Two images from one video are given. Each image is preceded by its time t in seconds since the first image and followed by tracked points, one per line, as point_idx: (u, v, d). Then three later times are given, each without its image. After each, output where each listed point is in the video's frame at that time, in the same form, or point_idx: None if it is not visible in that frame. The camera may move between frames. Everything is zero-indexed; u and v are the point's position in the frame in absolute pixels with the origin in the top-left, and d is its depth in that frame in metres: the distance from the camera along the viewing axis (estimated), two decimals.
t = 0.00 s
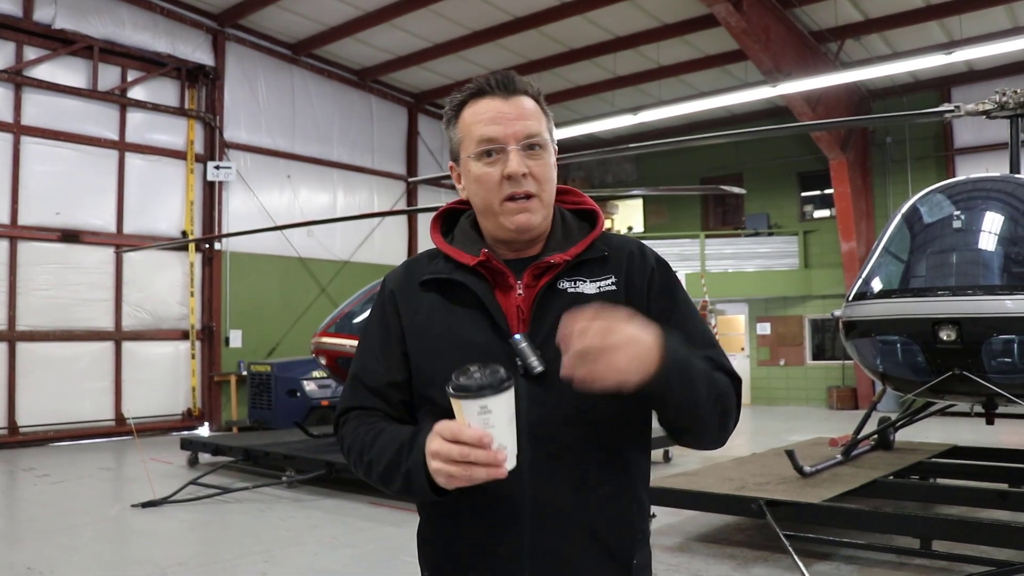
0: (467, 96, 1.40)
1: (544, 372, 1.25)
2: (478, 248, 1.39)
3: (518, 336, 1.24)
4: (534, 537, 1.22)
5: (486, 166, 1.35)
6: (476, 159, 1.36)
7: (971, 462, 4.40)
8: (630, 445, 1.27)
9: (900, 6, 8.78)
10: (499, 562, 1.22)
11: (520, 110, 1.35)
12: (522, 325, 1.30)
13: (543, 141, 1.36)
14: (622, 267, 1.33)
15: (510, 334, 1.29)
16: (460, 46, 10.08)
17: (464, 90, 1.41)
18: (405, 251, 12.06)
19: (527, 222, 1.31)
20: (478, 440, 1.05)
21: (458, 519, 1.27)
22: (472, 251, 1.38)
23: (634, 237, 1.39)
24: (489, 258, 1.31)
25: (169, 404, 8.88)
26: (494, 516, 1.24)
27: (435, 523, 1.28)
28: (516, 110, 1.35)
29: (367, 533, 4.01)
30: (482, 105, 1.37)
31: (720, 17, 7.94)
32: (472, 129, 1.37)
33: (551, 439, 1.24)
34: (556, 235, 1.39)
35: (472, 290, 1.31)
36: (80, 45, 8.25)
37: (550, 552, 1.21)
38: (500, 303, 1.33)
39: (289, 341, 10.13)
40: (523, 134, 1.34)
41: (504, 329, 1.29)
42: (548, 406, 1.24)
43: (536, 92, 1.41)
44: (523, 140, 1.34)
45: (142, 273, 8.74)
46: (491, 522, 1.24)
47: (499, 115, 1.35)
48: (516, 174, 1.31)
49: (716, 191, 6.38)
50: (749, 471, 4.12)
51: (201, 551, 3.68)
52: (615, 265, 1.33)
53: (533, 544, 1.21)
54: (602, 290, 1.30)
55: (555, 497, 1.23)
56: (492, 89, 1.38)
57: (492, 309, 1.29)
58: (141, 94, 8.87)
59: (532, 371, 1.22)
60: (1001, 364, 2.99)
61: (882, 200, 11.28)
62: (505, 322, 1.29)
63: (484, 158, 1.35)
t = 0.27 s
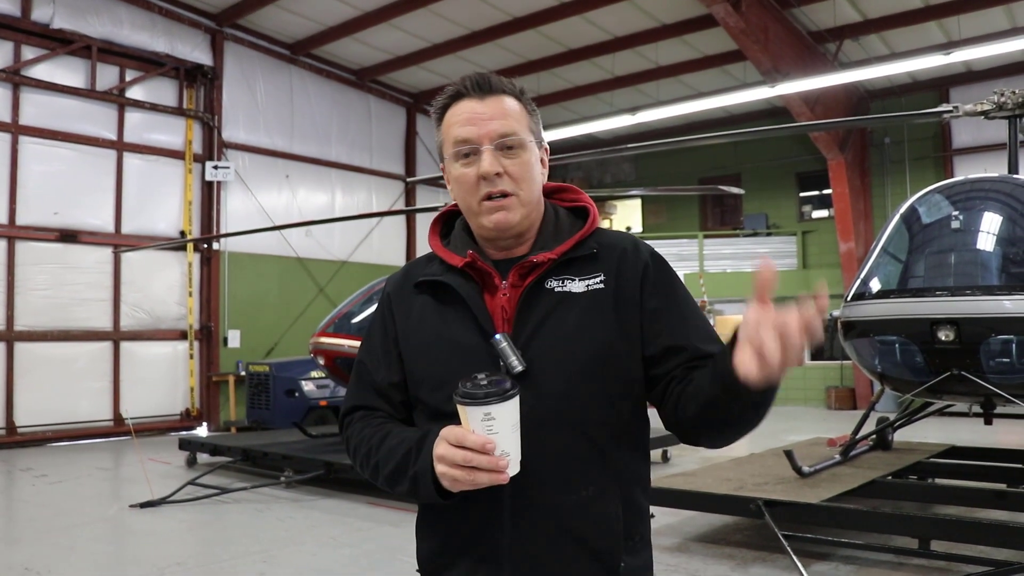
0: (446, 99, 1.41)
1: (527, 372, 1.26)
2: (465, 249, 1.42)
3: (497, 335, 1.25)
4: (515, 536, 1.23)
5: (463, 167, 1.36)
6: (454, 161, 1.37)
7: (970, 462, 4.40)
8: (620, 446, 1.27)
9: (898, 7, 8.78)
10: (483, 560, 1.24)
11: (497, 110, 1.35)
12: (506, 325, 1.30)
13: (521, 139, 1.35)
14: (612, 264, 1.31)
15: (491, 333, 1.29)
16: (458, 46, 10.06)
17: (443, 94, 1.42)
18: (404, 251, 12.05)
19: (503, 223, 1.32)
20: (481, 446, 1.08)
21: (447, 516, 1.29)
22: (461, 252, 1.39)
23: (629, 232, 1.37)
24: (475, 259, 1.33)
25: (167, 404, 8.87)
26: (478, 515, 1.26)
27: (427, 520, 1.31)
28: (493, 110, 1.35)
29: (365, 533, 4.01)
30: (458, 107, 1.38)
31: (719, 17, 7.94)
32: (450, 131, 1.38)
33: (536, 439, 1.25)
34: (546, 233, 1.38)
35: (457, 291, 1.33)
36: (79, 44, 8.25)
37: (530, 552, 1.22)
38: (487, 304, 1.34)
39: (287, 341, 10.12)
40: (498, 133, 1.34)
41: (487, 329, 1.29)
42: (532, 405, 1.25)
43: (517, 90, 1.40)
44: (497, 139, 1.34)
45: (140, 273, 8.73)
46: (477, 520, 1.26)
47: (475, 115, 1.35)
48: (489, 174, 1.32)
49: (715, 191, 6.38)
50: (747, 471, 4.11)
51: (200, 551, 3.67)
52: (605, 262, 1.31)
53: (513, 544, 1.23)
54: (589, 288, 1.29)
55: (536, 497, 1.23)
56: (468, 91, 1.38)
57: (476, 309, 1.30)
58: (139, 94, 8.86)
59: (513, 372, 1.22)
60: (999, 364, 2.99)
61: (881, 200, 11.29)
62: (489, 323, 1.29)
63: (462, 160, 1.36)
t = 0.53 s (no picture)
0: (448, 94, 1.41)
1: (530, 372, 1.25)
2: (465, 246, 1.41)
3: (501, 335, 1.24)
4: (520, 537, 1.22)
5: (457, 162, 1.36)
6: (451, 155, 1.38)
7: (969, 461, 4.40)
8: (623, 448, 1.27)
9: (897, 6, 8.78)
10: (486, 560, 1.24)
11: (493, 106, 1.34)
12: (509, 325, 1.30)
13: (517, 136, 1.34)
14: (616, 265, 1.31)
15: (494, 333, 1.28)
16: (457, 45, 10.05)
17: (446, 88, 1.41)
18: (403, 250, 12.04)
19: (492, 217, 1.32)
20: (472, 450, 1.08)
21: (448, 517, 1.28)
22: (462, 250, 1.39)
23: (631, 232, 1.37)
24: (476, 258, 1.32)
25: (166, 403, 8.86)
26: (481, 516, 1.25)
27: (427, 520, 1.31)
28: (489, 106, 1.34)
29: (365, 532, 4.01)
30: (458, 103, 1.37)
31: (718, 15, 7.93)
32: (448, 127, 1.38)
33: (541, 439, 1.24)
34: (547, 232, 1.38)
35: (459, 290, 1.32)
36: (77, 43, 8.24)
37: (534, 554, 1.22)
38: (489, 304, 1.33)
39: (286, 340, 10.12)
40: (492, 130, 1.33)
41: (490, 329, 1.28)
42: (535, 405, 1.24)
43: (518, 87, 1.39)
44: (491, 135, 1.33)
45: (139, 272, 8.73)
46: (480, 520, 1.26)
47: (470, 112, 1.35)
48: (479, 170, 1.32)
49: (714, 189, 6.38)
50: (747, 470, 4.11)
51: (199, 550, 3.67)
52: (608, 263, 1.31)
53: (517, 546, 1.22)
54: (593, 288, 1.29)
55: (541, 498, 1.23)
56: (469, 86, 1.37)
57: (477, 308, 1.29)
58: (138, 93, 8.85)
59: (516, 372, 1.21)
60: (998, 362, 3.00)
61: (880, 198, 11.29)
62: (492, 323, 1.28)
63: (457, 155, 1.37)
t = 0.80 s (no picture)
0: (473, 82, 1.39)
1: (542, 367, 1.25)
2: (476, 240, 1.39)
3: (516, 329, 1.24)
4: (534, 534, 1.22)
5: (485, 149, 1.33)
6: (476, 143, 1.35)
7: (969, 457, 4.41)
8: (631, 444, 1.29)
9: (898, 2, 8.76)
10: (495, 558, 1.24)
11: (523, 98, 1.33)
12: (521, 320, 1.30)
13: (544, 129, 1.34)
14: (624, 262, 1.32)
15: (508, 328, 1.28)
16: (458, 41, 10.03)
17: (470, 76, 1.39)
18: (403, 246, 12.03)
19: (522, 208, 1.30)
20: (470, 440, 1.08)
21: (454, 514, 1.27)
22: (471, 244, 1.38)
23: (635, 231, 1.39)
24: (487, 252, 1.31)
25: (167, 400, 8.86)
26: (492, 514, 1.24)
27: (431, 518, 1.29)
28: (518, 98, 1.33)
29: (365, 528, 4.01)
30: (486, 91, 1.35)
31: (719, 12, 7.92)
32: (474, 115, 1.35)
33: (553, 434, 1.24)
34: (556, 229, 1.38)
35: (470, 283, 1.30)
36: (77, 40, 8.23)
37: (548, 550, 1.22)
38: (500, 297, 1.33)
39: (287, 336, 10.13)
40: (524, 121, 1.33)
41: (503, 323, 1.28)
42: (547, 400, 1.24)
43: (542, 83, 1.39)
44: (523, 126, 1.32)
45: (140, 269, 8.73)
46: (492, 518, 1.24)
47: (500, 101, 1.33)
48: (514, 159, 1.30)
49: (715, 186, 6.38)
50: (747, 466, 4.12)
51: (199, 546, 3.67)
52: (617, 260, 1.32)
53: (531, 543, 1.22)
54: (602, 284, 1.30)
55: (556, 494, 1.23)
56: (497, 76, 1.36)
57: (490, 302, 1.28)
58: (138, 90, 8.83)
59: (531, 366, 1.21)
60: (1000, 358, 3.00)
61: (880, 194, 11.28)
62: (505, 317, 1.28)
63: (485, 143, 1.34)
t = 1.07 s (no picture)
0: (489, 76, 1.39)
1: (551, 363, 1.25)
2: (483, 236, 1.38)
3: (529, 325, 1.24)
4: (545, 530, 1.22)
5: (503, 142, 1.32)
6: (493, 135, 1.34)
7: (970, 453, 4.41)
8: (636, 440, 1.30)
9: None
10: (507, 556, 1.21)
11: (543, 94, 1.34)
12: (531, 317, 1.30)
13: (560, 127, 1.36)
14: (628, 262, 1.34)
15: (518, 324, 1.27)
16: (458, 37, 10.01)
17: (486, 71, 1.40)
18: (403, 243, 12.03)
19: (539, 201, 1.29)
20: (510, 439, 1.07)
21: (462, 513, 1.24)
22: (478, 239, 1.36)
23: (636, 231, 1.41)
24: (497, 247, 1.30)
25: (168, 396, 8.87)
26: (502, 510, 1.23)
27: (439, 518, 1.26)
28: (538, 94, 1.34)
29: (366, 525, 4.02)
30: (505, 85, 1.36)
31: (719, 8, 7.90)
32: (492, 108, 1.35)
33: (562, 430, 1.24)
34: (563, 228, 1.39)
35: (481, 278, 1.29)
36: (77, 37, 8.21)
37: (559, 545, 1.22)
38: (509, 293, 1.32)
39: (288, 333, 10.13)
40: (543, 117, 1.33)
41: (514, 319, 1.27)
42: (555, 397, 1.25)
43: (554, 83, 1.41)
44: (542, 122, 1.33)
45: (141, 265, 8.73)
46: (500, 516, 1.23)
47: (520, 95, 1.34)
48: (535, 151, 1.29)
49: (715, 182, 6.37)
50: (748, 462, 4.12)
51: (200, 542, 3.68)
52: (621, 259, 1.34)
53: (542, 539, 1.21)
54: (608, 283, 1.31)
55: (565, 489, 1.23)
56: (514, 72, 1.37)
57: (502, 298, 1.28)
58: (138, 86, 8.82)
59: (543, 362, 1.22)
60: (1001, 354, 2.99)
61: (881, 190, 11.26)
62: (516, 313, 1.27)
63: (502, 135, 1.33)
